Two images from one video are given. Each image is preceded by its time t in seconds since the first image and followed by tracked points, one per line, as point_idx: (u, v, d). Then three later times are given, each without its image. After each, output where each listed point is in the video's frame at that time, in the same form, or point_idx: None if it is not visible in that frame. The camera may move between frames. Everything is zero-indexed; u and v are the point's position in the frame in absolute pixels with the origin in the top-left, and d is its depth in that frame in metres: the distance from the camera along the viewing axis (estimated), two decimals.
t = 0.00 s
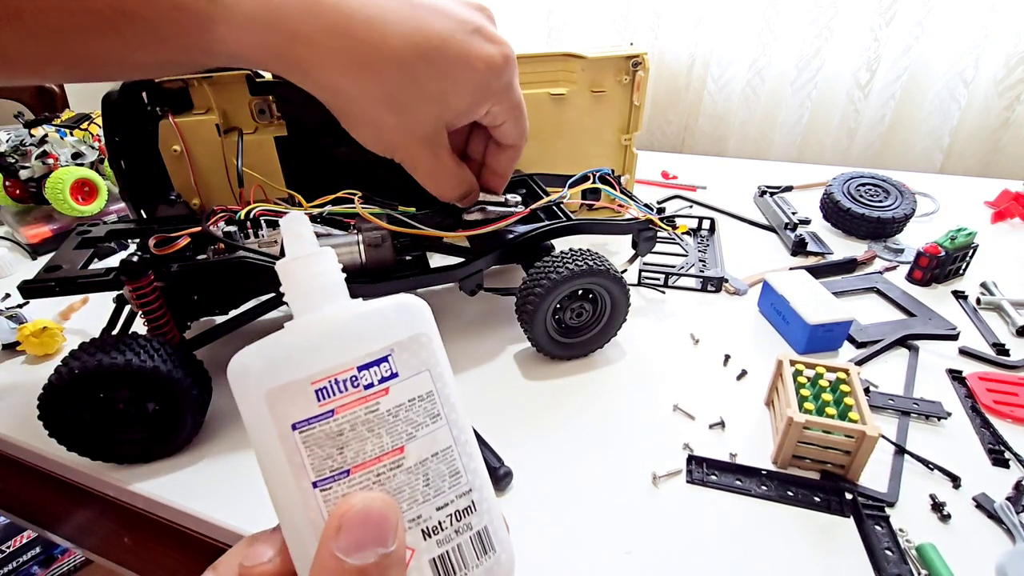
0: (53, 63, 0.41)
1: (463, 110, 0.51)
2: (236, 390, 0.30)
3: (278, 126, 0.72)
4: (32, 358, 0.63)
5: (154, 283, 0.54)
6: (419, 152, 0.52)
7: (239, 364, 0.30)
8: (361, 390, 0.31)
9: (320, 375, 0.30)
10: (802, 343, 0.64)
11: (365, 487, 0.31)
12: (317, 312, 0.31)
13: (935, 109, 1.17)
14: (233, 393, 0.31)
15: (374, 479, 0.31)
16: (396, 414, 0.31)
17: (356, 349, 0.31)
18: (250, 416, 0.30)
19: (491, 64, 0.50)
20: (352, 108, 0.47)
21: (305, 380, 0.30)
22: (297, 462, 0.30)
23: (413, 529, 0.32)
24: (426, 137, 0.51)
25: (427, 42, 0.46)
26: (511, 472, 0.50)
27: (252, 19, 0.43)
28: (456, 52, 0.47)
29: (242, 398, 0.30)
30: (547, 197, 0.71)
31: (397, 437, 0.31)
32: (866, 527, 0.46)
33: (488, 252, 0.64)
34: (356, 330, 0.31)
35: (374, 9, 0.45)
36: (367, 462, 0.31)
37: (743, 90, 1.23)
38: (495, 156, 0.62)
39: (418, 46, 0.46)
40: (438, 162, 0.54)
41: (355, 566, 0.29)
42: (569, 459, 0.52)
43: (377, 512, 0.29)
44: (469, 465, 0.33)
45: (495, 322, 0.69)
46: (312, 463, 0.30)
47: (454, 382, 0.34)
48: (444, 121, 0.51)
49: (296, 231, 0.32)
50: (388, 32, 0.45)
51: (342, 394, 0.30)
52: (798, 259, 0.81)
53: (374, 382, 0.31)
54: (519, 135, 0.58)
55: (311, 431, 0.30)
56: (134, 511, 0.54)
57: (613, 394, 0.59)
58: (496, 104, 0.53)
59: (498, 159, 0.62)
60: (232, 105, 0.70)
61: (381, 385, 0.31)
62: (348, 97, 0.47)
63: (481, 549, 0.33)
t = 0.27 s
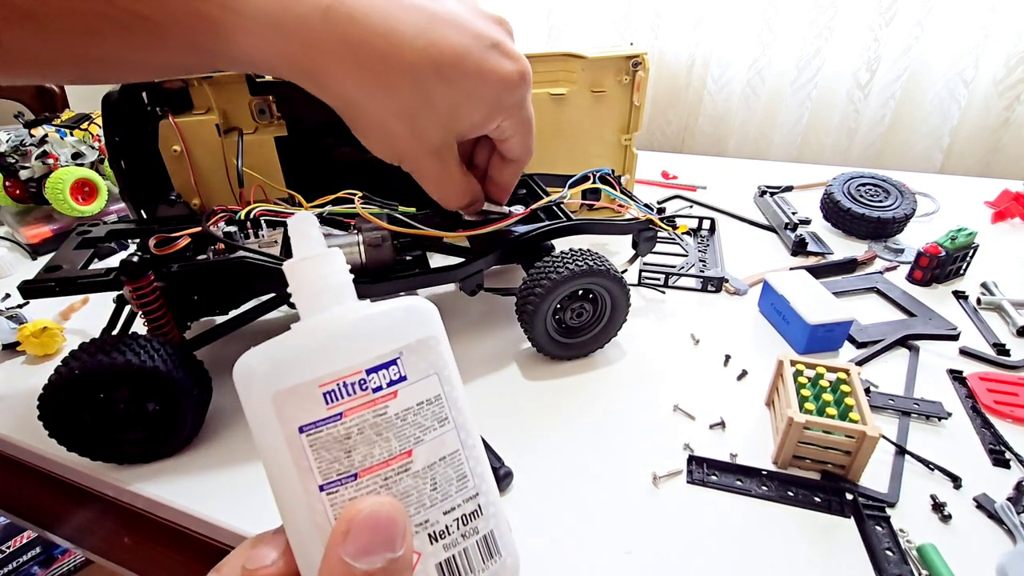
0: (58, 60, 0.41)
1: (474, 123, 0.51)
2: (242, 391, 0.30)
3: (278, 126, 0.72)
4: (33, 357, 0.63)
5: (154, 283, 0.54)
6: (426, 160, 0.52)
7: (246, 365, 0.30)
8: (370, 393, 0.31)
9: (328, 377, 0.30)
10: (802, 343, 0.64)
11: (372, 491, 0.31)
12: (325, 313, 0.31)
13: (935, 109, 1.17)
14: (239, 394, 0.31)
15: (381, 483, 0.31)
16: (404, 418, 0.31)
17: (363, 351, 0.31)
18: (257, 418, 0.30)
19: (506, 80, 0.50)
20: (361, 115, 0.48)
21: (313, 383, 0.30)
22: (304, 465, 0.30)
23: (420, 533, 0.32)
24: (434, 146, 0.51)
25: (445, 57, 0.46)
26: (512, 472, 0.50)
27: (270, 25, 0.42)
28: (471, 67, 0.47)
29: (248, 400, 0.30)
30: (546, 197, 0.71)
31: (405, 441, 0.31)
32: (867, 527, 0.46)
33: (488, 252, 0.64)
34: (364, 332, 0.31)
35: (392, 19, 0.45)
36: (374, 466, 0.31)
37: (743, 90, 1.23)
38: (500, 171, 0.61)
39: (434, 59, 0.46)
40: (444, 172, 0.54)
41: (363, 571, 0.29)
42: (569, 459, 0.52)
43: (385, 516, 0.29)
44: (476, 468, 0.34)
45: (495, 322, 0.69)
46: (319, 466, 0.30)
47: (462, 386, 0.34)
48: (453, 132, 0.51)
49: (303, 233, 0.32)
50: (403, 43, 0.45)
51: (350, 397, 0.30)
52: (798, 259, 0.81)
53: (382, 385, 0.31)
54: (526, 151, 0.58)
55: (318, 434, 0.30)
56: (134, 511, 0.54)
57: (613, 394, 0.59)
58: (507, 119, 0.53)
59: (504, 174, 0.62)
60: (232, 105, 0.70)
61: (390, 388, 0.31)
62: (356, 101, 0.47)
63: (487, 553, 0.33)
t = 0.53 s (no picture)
0: (63, 62, 0.41)
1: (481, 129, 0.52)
2: (244, 392, 0.30)
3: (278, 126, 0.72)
4: (33, 357, 0.63)
5: (154, 283, 0.55)
6: (433, 165, 0.53)
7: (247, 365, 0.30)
8: (373, 395, 0.31)
9: (332, 379, 0.30)
10: (802, 343, 0.64)
11: (375, 493, 0.31)
12: (329, 314, 0.31)
13: (935, 109, 1.17)
14: (241, 395, 0.31)
15: (384, 485, 0.31)
16: (407, 420, 0.31)
17: (367, 353, 0.31)
18: (259, 419, 0.30)
19: (515, 87, 0.50)
20: (371, 121, 0.48)
21: (317, 384, 0.30)
22: (307, 467, 0.30)
23: (422, 535, 0.31)
24: (442, 151, 0.52)
25: (454, 65, 0.47)
26: (511, 472, 0.50)
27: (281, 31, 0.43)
28: (480, 75, 0.48)
29: (251, 401, 0.30)
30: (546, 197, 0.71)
31: (409, 443, 0.31)
32: (867, 527, 0.46)
33: (488, 252, 0.64)
34: (368, 334, 0.31)
35: (404, 28, 0.45)
36: (377, 468, 0.31)
37: (743, 90, 1.23)
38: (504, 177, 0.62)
39: (444, 67, 0.46)
40: (450, 176, 0.55)
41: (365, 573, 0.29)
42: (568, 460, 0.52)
43: (388, 519, 0.29)
44: (478, 471, 0.34)
45: (495, 322, 0.69)
46: (322, 468, 0.30)
47: (466, 389, 0.34)
48: (461, 138, 0.51)
49: (307, 233, 0.32)
50: (414, 50, 0.45)
51: (354, 399, 0.30)
52: (798, 259, 0.81)
53: (385, 387, 0.31)
54: (531, 157, 0.58)
55: (321, 436, 0.30)
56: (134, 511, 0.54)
57: (613, 394, 0.59)
58: (515, 126, 0.53)
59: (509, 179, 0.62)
60: (232, 105, 0.70)
61: (393, 390, 0.31)
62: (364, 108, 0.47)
63: (489, 555, 0.33)
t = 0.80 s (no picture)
0: (63, 62, 0.41)
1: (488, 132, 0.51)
2: (244, 393, 0.30)
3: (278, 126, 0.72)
4: (33, 357, 0.63)
5: (154, 283, 0.55)
6: (438, 166, 0.52)
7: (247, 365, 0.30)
8: (373, 396, 0.31)
9: (332, 380, 0.30)
10: (802, 343, 0.64)
11: (375, 494, 0.31)
12: (328, 315, 0.31)
13: (935, 109, 1.17)
14: (241, 396, 0.31)
15: (384, 486, 0.31)
16: (407, 420, 0.31)
17: (367, 353, 0.31)
18: (259, 420, 0.30)
19: (520, 88, 0.49)
20: (376, 123, 0.48)
21: (317, 385, 0.30)
22: (306, 468, 0.30)
23: (422, 535, 0.32)
24: (447, 152, 0.51)
25: (458, 66, 0.46)
26: (511, 471, 0.50)
27: (285, 30, 0.43)
28: (485, 75, 0.47)
29: (251, 402, 0.30)
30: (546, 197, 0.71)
31: (408, 443, 0.31)
32: (867, 527, 0.46)
33: (488, 252, 0.63)
34: (368, 335, 0.31)
35: (409, 29, 0.45)
36: (377, 469, 0.31)
37: (743, 90, 1.23)
38: (511, 181, 0.62)
39: (448, 68, 0.46)
40: (456, 178, 0.54)
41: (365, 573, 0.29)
42: (568, 459, 0.52)
43: (387, 519, 0.29)
44: (478, 471, 0.34)
45: (495, 322, 0.69)
46: (322, 468, 0.30)
47: (465, 389, 0.34)
48: (467, 139, 0.51)
49: (307, 233, 0.32)
50: (418, 50, 0.45)
51: (354, 399, 0.30)
52: (798, 259, 0.81)
53: (385, 387, 0.31)
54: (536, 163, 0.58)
55: (321, 436, 0.30)
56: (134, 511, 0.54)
57: (613, 394, 0.59)
58: (521, 129, 0.53)
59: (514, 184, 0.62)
60: (232, 105, 0.70)
61: (393, 390, 0.31)
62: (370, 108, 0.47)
63: (488, 556, 0.34)
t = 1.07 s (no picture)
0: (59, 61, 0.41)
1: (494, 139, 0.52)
2: (245, 394, 0.30)
3: (278, 126, 0.72)
4: (34, 357, 0.63)
5: (154, 283, 0.55)
6: (442, 170, 0.52)
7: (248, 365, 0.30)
8: (374, 397, 0.31)
9: (333, 381, 0.30)
10: (802, 343, 0.64)
11: (377, 495, 0.31)
12: (329, 317, 0.31)
13: (935, 109, 1.17)
14: (242, 397, 0.31)
15: (385, 487, 0.31)
16: (408, 422, 0.31)
17: (368, 355, 0.31)
18: (260, 421, 0.30)
19: (523, 93, 0.50)
20: (380, 128, 0.48)
21: (318, 386, 0.30)
22: (307, 469, 0.30)
23: (423, 537, 0.31)
24: (451, 156, 0.51)
25: (462, 71, 0.46)
26: (511, 472, 0.50)
27: (290, 36, 0.43)
28: (489, 80, 0.48)
29: (252, 403, 0.30)
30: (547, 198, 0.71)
31: (410, 445, 0.31)
32: (867, 527, 0.46)
33: (489, 252, 0.63)
34: (370, 336, 0.31)
35: (413, 35, 0.45)
36: (378, 470, 0.31)
37: (743, 90, 1.23)
38: (513, 185, 0.62)
39: (452, 73, 0.46)
40: (460, 183, 0.55)
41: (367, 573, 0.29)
42: (569, 459, 0.52)
43: (388, 520, 0.29)
44: (479, 472, 0.34)
45: (495, 322, 0.69)
46: (323, 470, 0.30)
47: (466, 390, 0.34)
48: (471, 144, 0.51)
49: (308, 234, 0.32)
50: (422, 57, 0.45)
51: (355, 401, 0.30)
52: (798, 259, 0.81)
53: (386, 389, 0.31)
54: (537, 165, 0.58)
55: (322, 438, 0.30)
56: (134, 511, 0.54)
57: (612, 394, 0.59)
58: (524, 133, 0.53)
59: (516, 190, 0.62)
60: (232, 105, 0.70)
61: (394, 392, 0.31)
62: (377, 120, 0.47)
63: (489, 557, 0.34)
